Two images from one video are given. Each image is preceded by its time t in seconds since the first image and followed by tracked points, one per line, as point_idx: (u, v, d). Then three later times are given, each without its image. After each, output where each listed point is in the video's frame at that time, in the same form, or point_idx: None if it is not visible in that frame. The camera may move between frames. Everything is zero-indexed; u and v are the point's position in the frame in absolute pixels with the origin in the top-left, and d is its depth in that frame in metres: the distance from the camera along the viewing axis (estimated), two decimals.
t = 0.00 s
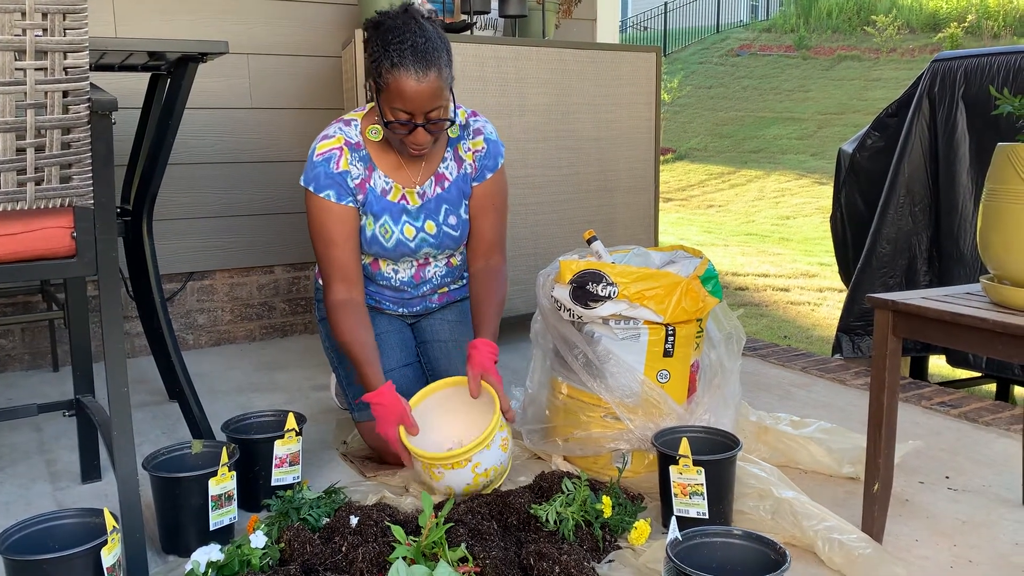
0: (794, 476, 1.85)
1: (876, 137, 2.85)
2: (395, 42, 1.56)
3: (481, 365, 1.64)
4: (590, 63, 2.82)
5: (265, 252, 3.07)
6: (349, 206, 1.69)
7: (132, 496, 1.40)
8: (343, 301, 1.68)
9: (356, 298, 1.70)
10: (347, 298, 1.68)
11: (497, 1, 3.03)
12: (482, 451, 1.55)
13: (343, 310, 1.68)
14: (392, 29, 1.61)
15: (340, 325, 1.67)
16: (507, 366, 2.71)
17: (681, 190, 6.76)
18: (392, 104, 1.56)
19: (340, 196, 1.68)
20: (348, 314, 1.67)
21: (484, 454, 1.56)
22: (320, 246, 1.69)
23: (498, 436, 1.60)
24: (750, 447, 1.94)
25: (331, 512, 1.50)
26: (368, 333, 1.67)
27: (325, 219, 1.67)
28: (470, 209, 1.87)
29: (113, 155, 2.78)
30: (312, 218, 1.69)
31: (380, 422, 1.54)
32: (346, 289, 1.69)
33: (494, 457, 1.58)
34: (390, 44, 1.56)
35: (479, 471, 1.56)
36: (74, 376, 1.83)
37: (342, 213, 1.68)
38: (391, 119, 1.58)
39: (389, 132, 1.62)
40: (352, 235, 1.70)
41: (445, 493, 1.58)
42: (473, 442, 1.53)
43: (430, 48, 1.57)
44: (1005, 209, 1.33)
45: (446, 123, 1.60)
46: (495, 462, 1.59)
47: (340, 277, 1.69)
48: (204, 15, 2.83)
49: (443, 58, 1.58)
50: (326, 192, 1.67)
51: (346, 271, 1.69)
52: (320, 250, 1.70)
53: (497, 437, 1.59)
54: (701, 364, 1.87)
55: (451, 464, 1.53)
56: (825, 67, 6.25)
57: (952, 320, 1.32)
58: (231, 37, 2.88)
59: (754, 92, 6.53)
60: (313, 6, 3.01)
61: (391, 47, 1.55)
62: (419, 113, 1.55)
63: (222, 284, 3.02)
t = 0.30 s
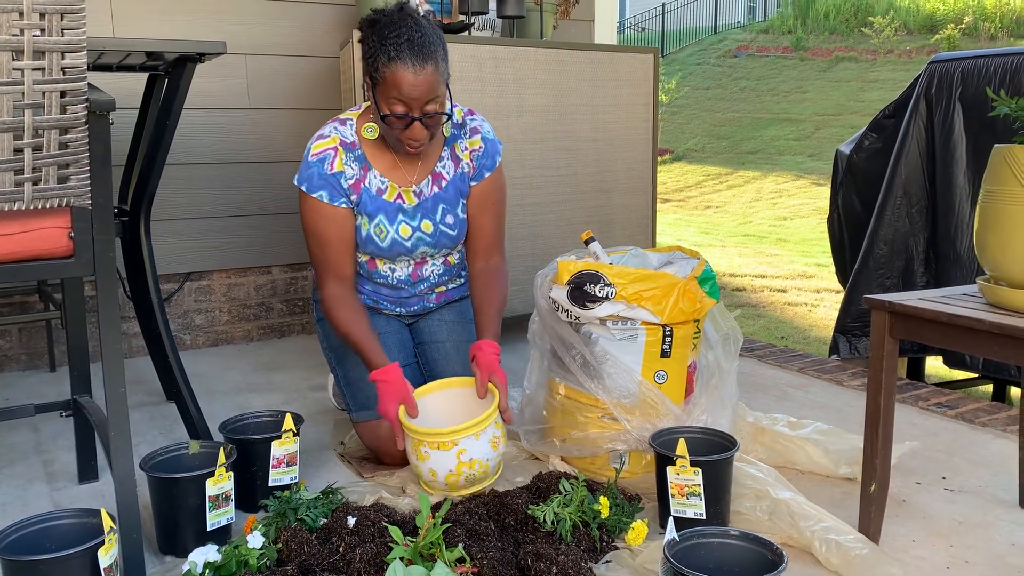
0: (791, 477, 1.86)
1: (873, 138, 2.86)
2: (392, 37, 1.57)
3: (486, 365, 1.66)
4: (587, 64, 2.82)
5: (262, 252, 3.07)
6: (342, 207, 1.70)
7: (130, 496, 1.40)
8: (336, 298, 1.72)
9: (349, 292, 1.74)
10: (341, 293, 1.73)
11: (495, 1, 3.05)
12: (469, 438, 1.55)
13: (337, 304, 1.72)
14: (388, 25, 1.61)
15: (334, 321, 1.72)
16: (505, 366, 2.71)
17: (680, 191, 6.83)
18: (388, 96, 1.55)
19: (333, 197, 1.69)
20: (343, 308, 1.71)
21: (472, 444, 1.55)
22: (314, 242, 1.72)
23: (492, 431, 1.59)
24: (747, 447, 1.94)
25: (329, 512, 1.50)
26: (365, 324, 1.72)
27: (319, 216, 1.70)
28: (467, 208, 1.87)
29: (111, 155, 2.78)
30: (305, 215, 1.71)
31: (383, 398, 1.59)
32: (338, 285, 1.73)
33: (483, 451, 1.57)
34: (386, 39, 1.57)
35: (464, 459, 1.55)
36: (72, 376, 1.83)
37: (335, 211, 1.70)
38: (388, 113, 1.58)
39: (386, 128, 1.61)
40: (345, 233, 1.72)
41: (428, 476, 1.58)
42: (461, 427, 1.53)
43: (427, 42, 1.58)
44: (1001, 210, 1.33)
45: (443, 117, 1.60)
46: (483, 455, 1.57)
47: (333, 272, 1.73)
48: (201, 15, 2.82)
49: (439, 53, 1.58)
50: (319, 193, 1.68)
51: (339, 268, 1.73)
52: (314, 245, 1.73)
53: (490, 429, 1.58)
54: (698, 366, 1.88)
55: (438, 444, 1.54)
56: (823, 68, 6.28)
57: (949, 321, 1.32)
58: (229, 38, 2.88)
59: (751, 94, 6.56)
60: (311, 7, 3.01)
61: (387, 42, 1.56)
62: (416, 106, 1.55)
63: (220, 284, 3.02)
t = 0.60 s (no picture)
0: (788, 476, 1.86)
1: (870, 139, 2.86)
2: (401, 42, 1.56)
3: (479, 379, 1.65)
4: (585, 64, 2.82)
5: (259, 253, 3.07)
6: (340, 207, 1.70)
7: (127, 497, 1.40)
8: (331, 298, 1.74)
9: (345, 292, 1.76)
10: (337, 293, 1.75)
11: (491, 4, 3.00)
12: (450, 446, 1.55)
13: (334, 303, 1.74)
14: (396, 29, 1.61)
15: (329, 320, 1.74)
16: (502, 366, 2.72)
17: (678, 191, 6.94)
18: (395, 100, 1.55)
19: (330, 197, 1.69)
20: (340, 309, 1.74)
21: (452, 453, 1.55)
22: (312, 242, 1.73)
23: (475, 443, 1.59)
24: (744, 447, 1.94)
25: (326, 513, 1.50)
26: (361, 324, 1.74)
27: (319, 218, 1.70)
28: (465, 214, 1.86)
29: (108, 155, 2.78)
30: (305, 215, 1.71)
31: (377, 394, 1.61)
32: (334, 285, 1.75)
33: (463, 461, 1.57)
34: (395, 44, 1.57)
35: (442, 467, 1.55)
36: (69, 377, 1.83)
37: (335, 214, 1.70)
38: (393, 117, 1.57)
39: (389, 130, 1.61)
40: (342, 235, 1.73)
41: (407, 477, 1.59)
42: (442, 433, 1.53)
43: (435, 49, 1.58)
44: (997, 211, 1.33)
45: (447, 124, 1.61)
46: (462, 467, 1.57)
47: (330, 272, 1.74)
48: (198, 15, 2.82)
49: (447, 60, 1.59)
50: (317, 192, 1.68)
51: (335, 268, 1.74)
52: (311, 245, 1.73)
53: (473, 442, 1.58)
54: (695, 366, 1.88)
55: (418, 447, 1.55)
56: (820, 69, 6.28)
57: (945, 321, 1.33)
58: (226, 37, 2.88)
59: (749, 95, 6.60)
60: (308, 6, 3.01)
61: (396, 47, 1.55)
62: (423, 110, 1.55)
63: (217, 285, 3.02)
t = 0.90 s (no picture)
0: (785, 477, 1.86)
1: (867, 139, 2.86)
2: (401, 56, 1.55)
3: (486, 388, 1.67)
4: (582, 65, 2.82)
5: (257, 253, 3.06)
6: (342, 217, 1.71)
7: (124, 498, 1.39)
8: (334, 305, 1.75)
9: (346, 299, 1.77)
10: (339, 302, 1.76)
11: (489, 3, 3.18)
12: (459, 445, 1.56)
13: (338, 312, 1.74)
14: (396, 41, 1.59)
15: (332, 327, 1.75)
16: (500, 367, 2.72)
17: (675, 190, 6.81)
18: (395, 116, 1.55)
19: (331, 208, 1.69)
20: (344, 316, 1.74)
21: (460, 451, 1.56)
22: (313, 252, 1.73)
23: (484, 444, 1.59)
24: (741, 447, 1.95)
25: (323, 513, 1.50)
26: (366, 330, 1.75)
27: (322, 228, 1.70)
28: (466, 220, 1.85)
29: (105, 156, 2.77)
30: (307, 225, 1.71)
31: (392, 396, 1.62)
32: (337, 293, 1.75)
33: (470, 461, 1.57)
34: (395, 57, 1.55)
35: (450, 465, 1.56)
36: (66, 379, 1.82)
37: (338, 224, 1.71)
38: (393, 132, 1.58)
39: (388, 144, 1.61)
40: (344, 242, 1.73)
41: (415, 476, 1.60)
42: (452, 430, 1.54)
43: (435, 62, 1.56)
44: (994, 211, 1.34)
45: (447, 136, 1.61)
46: (470, 467, 1.57)
47: (332, 281, 1.75)
48: (195, 15, 2.82)
49: (448, 74, 1.57)
50: (318, 204, 1.68)
51: (337, 276, 1.75)
52: (313, 255, 1.73)
53: (482, 443, 1.58)
54: (693, 366, 1.88)
55: (426, 444, 1.56)
56: (817, 68, 6.87)
57: (942, 321, 1.33)
58: (224, 37, 2.88)
59: (746, 94, 7.16)
60: (306, 7, 3.01)
61: (396, 61, 1.54)
62: (422, 126, 1.55)
63: (214, 285, 3.02)
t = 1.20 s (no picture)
0: (783, 476, 1.86)
1: (865, 139, 2.87)
2: (414, 69, 1.54)
3: (479, 392, 1.68)
4: (580, 65, 2.82)
5: (255, 253, 3.06)
6: (343, 227, 1.69)
7: (121, 497, 1.39)
8: (322, 313, 1.72)
9: (335, 310, 1.74)
10: (326, 310, 1.72)
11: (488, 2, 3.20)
12: (457, 444, 1.56)
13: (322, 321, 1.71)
14: (408, 53, 1.58)
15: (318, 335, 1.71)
16: (498, 367, 2.72)
17: (675, 192, 6.72)
18: (406, 128, 1.54)
19: (335, 218, 1.68)
20: (331, 324, 1.70)
21: (459, 451, 1.56)
22: (307, 256, 1.71)
23: (483, 443, 1.59)
24: (739, 447, 1.95)
25: (321, 513, 1.49)
26: (349, 339, 1.72)
27: (317, 233, 1.68)
28: (466, 222, 1.86)
29: (103, 155, 2.77)
30: (304, 229, 1.69)
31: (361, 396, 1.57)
32: (326, 301, 1.72)
33: (469, 460, 1.57)
34: (408, 69, 1.54)
35: (448, 464, 1.56)
36: (64, 378, 1.82)
37: (336, 232, 1.69)
38: (403, 145, 1.57)
39: (398, 156, 1.60)
40: (341, 251, 1.72)
41: (414, 476, 1.60)
42: (451, 429, 1.55)
43: (448, 76, 1.56)
44: (992, 209, 1.34)
45: (456, 150, 1.60)
46: (468, 467, 1.57)
47: (322, 289, 1.72)
48: (194, 14, 2.82)
49: (460, 88, 1.57)
50: (321, 214, 1.67)
51: (328, 283, 1.72)
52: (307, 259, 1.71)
53: (480, 442, 1.58)
54: (691, 365, 1.88)
55: (425, 443, 1.57)
56: (816, 68, 7.02)
57: (941, 321, 1.33)
58: (223, 37, 2.87)
59: (744, 94, 7.25)
60: (305, 6, 3.01)
61: (409, 74, 1.53)
62: (433, 140, 1.55)
63: (213, 285, 3.02)
